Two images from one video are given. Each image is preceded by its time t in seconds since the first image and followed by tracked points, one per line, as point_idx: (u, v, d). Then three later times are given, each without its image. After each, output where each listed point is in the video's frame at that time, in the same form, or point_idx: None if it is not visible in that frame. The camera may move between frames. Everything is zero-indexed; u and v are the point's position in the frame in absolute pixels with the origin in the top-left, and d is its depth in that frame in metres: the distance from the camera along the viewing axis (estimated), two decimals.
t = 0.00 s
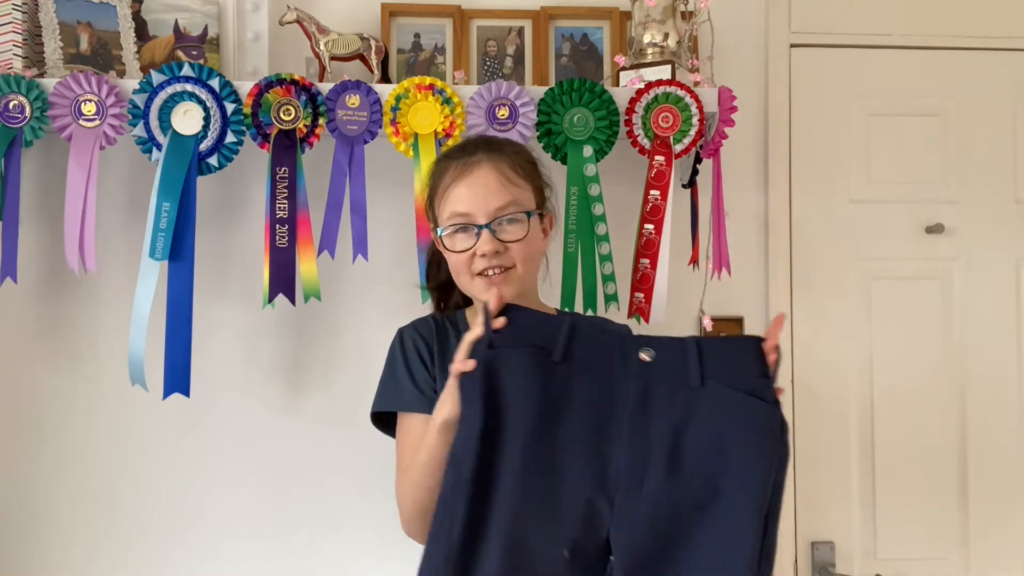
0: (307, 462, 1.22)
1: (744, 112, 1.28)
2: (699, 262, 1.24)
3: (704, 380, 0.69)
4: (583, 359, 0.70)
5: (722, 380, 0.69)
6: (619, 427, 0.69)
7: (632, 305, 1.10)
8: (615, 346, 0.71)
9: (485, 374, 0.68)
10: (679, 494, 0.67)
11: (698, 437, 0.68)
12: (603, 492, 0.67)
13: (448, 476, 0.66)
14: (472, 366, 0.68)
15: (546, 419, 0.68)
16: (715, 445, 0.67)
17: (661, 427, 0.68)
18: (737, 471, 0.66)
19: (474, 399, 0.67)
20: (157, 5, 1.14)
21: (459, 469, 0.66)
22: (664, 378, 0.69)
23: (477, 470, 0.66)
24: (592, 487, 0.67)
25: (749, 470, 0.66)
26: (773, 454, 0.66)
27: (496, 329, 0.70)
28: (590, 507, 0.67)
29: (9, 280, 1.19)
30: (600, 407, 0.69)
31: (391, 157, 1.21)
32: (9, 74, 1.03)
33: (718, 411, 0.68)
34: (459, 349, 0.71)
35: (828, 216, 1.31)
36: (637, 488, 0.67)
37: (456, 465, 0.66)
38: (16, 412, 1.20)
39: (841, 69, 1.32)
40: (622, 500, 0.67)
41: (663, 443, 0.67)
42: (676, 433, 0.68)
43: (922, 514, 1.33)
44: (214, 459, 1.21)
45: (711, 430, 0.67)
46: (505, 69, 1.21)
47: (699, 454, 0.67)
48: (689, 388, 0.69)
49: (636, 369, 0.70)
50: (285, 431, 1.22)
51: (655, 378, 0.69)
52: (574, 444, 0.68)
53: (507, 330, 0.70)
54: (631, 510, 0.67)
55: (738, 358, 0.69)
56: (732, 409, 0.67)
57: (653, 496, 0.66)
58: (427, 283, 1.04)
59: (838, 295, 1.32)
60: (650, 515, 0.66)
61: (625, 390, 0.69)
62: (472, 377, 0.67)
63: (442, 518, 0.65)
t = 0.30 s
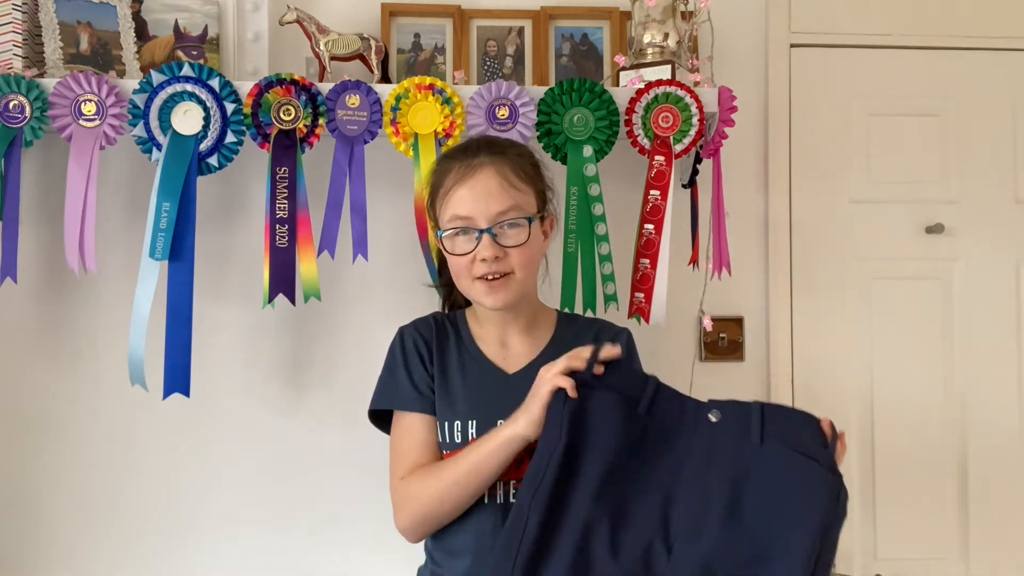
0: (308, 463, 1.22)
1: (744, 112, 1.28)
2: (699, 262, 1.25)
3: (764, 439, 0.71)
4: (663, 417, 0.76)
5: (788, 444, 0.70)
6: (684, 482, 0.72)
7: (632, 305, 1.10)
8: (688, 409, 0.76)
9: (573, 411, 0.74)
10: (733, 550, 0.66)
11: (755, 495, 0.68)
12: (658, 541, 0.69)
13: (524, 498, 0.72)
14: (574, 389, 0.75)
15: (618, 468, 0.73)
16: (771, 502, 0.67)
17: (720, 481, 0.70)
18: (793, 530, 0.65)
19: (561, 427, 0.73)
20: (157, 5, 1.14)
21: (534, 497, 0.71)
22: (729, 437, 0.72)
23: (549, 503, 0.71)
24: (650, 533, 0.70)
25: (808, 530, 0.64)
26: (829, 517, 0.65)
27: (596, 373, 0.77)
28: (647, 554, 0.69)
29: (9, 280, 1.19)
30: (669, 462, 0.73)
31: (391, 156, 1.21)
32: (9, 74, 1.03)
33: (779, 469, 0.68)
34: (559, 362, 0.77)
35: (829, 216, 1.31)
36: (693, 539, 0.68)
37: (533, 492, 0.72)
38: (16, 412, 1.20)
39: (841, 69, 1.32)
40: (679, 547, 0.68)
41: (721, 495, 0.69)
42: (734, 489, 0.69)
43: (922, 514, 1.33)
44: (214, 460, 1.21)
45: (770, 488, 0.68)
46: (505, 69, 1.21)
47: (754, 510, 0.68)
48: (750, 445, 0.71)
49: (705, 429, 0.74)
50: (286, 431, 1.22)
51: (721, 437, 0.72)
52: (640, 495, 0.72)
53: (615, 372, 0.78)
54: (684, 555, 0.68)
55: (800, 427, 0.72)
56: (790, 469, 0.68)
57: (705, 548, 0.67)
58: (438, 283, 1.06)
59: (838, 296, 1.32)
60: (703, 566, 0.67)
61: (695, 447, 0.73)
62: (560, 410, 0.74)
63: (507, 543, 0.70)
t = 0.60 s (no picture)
0: (308, 462, 1.22)
1: (744, 112, 1.28)
2: (699, 262, 1.25)
3: (764, 463, 0.73)
4: (663, 433, 0.77)
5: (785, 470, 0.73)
6: (682, 497, 0.74)
7: (632, 305, 1.10)
8: (690, 425, 0.77)
9: (578, 420, 0.76)
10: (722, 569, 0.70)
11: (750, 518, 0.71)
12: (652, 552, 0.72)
13: (525, 502, 0.74)
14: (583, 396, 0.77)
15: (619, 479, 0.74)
16: (764, 527, 0.71)
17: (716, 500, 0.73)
18: (783, 555, 0.69)
19: (563, 436, 0.75)
20: (157, 5, 1.14)
21: (536, 504, 0.73)
22: (728, 458, 0.74)
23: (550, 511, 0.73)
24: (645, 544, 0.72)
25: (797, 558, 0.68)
26: (821, 547, 0.68)
27: (599, 391, 0.80)
28: (643, 566, 0.71)
29: (8, 280, 1.19)
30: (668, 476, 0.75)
31: (391, 156, 1.21)
32: (9, 74, 1.03)
33: (775, 495, 0.71)
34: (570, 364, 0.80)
35: (828, 216, 1.31)
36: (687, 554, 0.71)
37: (535, 498, 0.73)
38: (16, 412, 1.19)
39: (841, 69, 1.32)
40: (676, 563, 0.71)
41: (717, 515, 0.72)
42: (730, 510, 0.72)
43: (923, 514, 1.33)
44: (213, 460, 1.21)
45: (764, 513, 0.71)
46: (505, 69, 1.21)
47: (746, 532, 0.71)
48: (750, 468, 0.73)
49: (706, 447, 0.76)
50: (286, 432, 1.22)
51: (722, 457, 0.75)
52: (639, 508, 0.74)
53: (614, 398, 0.80)
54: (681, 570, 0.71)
55: (799, 456, 0.74)
56: (785, 498, 0.71)
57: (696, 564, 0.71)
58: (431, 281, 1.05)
59: (838, 296, 1.32)
60: None
61: (695, 464, 0.75)
62: (565, 420, 0.76)
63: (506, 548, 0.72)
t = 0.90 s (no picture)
0: (308, 462, 1.22)
1: (744, 112, 1.28)
2: (699, 262, 1.25)
3: (751, 480, 0.73)
4: (656, 436, 0.77)
5: (771, 488, 0.73)
6: (671, 504, 0.74)
7: (632, 305, 1.11)
8: (684, 430, 0.77)
9: (574, 423, 0.75)
10: None
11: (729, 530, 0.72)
12: (639, 554, 0.73)
13: (519, 506, 0.74)
14: (579, 399, 0.76)
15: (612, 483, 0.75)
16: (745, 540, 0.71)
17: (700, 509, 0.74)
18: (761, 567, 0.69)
19: (560, 436, 0.75)
20: (157, 5, 1.14)
21: (531, 508, 0.74)
22: (719, 469, 0.75)
23: (545, 514, 0.74)
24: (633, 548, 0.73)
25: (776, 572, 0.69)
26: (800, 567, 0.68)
27: (595, 389, 0.79)
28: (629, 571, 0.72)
29: (8, 280, 1.19)
30: (659, 483, 0.76)
31: (391, 156, 1.21)
32: (9, 74, 1.03)
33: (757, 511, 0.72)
34: (565, 363, 0.79)
35: (829, 216, 1.31)
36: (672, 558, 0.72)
37: (529, 501, 0.74)
38: (16, 411, 1.19)
39: (841, 69, 1.32)
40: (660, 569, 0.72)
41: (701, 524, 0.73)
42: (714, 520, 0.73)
43: (923, 514, 1.33)
44: (213, 460, 1.21)
45: (747, 526, 0.71)
46: (505, 69, 1.21)
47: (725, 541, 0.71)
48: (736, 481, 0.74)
49: (697, 456, 0.76)
50: (286, 432, 1.22)
51: (712, 467, 0.75)
52: (628, 512, 0.75)
53: (609, 395, 0.79)
54: None
55: (786, 473, 0.74)
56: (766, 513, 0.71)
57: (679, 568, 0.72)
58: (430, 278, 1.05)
59: (838, 296, 1.32)
60: None
61: (686, 471, 0.75)
62: (561, 422, 0.75)
63: (502, 548, 0.73)
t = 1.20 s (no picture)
0: (307, 463, 1.22)
1: (743, 112, 1.28)
2: (699, 262, 1.25)
3: (705, 503, 0.70)
4: (606, 444, 0.73)
5: (725, 513, 0.70)
6: (620, 518, 0.73)
7: (632, 305, 1.11)
8: (635, 438, 0.73)
9: (518, 443, 0.72)
10: None
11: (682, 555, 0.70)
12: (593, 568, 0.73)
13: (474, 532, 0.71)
14: (516, 418, 0.72)
15: (565, 499, 0.72)
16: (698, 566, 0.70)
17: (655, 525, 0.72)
18: None
19: (505, 459, 0.71)
20: (157, 5, 1.14)
21: (483, 538, 0.70)
22: (677, 484, 0.72)
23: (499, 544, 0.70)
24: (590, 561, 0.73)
25: None
26: None
27: (534, 399, 0.73)
28: None
29: (9, 280, 1.19)
30: (614, 496, 0.73)
31: (391, 157, 1.21)
32: (9, 74, 1.03)
33: (706, 536, 0.70)
34: (499, 377, 0.75)
35: (828, 216, 1.31)
36: (629, 573, 0.72)
37: (479, 531, 0.71)
38: (15, 412, 1.19)
39: (841, 69, 1.32)
40: None
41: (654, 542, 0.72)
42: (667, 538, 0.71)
43: (923, 514, 1.33)
44: (212, 461, 1.21)
45: (700, 552, 0.70)
46: (505, 69, 1.21)
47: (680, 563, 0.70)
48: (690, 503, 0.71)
49: (652, 470, 0.72)
50: (286, 432, 1.22)
51: (668, 483, 0.72)
52: (578, 525, 0.73)
53: (553, 397, 0.74)
54: None
55: (743, 494, 0.70)
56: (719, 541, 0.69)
57: None
58: (428, 278, 1.05)
59: (838, 296, 1.32)
60: None
61: (637, 485, 0.73)
62: (504, 445, 0.71)
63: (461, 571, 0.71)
